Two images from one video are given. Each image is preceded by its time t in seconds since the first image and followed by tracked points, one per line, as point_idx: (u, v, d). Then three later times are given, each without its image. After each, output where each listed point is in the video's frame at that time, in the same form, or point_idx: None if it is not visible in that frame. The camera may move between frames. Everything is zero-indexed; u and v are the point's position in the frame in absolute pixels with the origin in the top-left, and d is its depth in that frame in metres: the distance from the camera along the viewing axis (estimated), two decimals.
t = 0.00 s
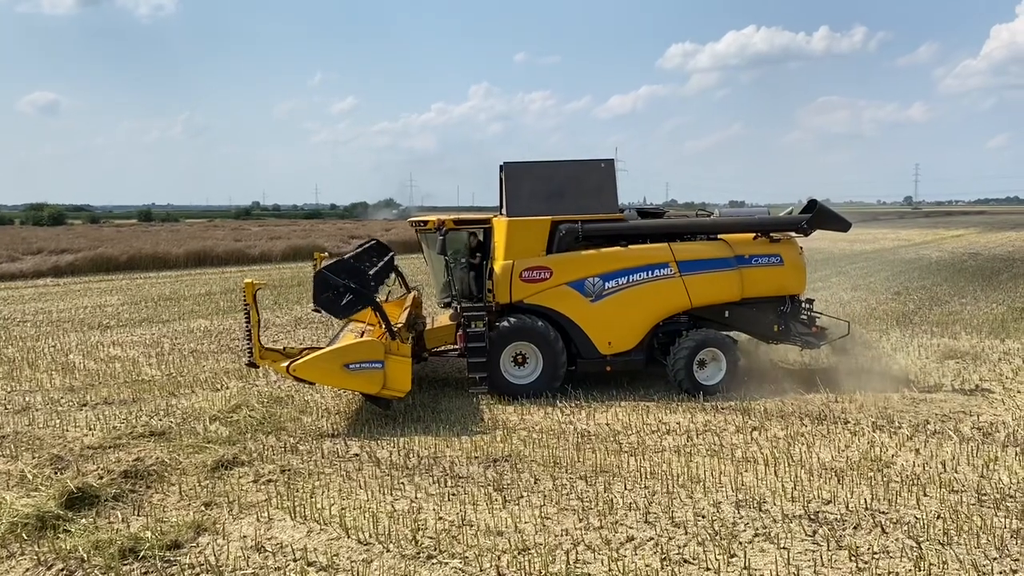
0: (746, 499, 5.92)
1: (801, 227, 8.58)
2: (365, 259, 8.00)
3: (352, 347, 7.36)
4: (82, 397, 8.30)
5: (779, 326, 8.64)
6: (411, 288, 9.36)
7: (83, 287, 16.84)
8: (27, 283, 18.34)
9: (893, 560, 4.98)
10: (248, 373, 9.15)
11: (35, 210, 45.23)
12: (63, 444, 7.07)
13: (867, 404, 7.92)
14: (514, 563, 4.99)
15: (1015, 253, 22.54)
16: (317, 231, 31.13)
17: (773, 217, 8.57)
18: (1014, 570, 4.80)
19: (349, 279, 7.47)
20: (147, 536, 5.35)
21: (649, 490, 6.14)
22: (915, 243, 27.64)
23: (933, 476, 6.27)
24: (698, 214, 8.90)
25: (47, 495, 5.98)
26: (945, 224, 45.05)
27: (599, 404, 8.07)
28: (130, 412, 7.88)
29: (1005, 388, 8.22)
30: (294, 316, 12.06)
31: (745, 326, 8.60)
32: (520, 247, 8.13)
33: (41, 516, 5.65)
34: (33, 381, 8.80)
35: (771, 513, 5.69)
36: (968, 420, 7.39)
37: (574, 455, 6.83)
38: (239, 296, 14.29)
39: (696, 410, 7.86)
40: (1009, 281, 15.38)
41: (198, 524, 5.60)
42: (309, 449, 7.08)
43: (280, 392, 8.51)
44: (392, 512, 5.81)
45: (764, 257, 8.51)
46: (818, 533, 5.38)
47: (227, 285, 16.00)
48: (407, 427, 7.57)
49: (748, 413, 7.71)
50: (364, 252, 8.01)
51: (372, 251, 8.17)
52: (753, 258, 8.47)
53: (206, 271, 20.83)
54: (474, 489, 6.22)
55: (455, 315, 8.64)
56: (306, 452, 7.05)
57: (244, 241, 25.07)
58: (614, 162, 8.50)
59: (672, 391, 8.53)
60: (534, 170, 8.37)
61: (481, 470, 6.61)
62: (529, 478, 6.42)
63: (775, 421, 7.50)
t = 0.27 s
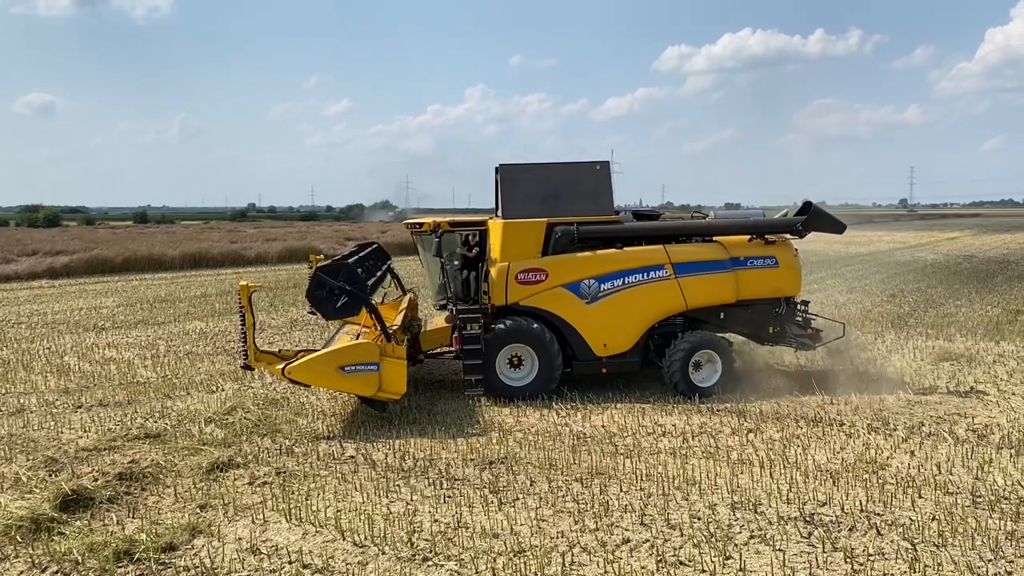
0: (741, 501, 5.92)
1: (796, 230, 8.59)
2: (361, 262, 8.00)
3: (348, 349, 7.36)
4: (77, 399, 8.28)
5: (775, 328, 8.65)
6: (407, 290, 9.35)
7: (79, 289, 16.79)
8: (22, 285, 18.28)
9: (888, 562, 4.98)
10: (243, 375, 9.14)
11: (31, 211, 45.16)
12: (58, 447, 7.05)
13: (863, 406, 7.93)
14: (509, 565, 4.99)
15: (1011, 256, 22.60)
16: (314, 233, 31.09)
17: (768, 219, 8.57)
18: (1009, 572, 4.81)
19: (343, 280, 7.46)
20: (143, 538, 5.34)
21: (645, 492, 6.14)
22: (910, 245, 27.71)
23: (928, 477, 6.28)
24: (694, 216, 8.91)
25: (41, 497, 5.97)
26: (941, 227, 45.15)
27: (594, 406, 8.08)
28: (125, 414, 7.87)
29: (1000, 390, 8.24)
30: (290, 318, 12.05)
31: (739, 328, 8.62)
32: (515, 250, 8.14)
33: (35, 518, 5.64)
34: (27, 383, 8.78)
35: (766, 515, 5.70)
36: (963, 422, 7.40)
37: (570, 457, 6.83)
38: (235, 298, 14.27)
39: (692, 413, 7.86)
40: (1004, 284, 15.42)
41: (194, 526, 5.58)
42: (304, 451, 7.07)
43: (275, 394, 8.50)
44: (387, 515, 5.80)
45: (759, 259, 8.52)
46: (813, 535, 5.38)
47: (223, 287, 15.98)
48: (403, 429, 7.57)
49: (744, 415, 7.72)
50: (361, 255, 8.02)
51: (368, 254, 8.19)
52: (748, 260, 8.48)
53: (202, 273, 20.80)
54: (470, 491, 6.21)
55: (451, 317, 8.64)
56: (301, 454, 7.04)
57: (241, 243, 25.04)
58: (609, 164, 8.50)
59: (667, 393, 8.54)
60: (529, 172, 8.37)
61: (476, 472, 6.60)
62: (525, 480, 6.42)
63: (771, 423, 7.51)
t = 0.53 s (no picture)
0: (736, 503, 5.92)
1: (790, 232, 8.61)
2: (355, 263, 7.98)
3: (343, 351, 7.34)
4: (71, 401, 8.26)
5: (769, 330, 8.68)
6: (402, 292, 9.35)
7: (73, 291, 16.75)
8: (16, 287, 18.22)
9: (882, 564, 4.99)
10: (238, 378, 9.12)
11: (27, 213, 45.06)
12: (51, 449, 7.03)
13: (857, 408, 7.95)
14: (504, 568, 4.98)
15: (1005, 258, 22.69)
16: (310, 235, 31.06)
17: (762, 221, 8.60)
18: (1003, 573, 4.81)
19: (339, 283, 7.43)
20: (137, 541, 5.32)
21: (640, 494, 6.14)
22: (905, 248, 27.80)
23: (922, 479, 6.29)
24: (689, 218, 8.93)
25: (35, 500, 5.94)
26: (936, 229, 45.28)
27: (589, 408, 8.08)
28: (119, 417, 7.84)
29: (994, 391, 8.26)
30: (285, 321, 12.03)
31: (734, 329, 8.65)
32: (511, 252, 8.14)
33: (29, 521, 5.62)
34: (21, 385, 8.75)
35: (761, 517, 5.70)
36: (957, 424, 7.42)
37: (565, 459, 6.83)
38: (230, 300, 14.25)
39: (686, 415, 7.86)
40: (999, 286, 15.47)
41: (188, 529, 5.57)
42: (299, 454, 7.05)
43: (270, 396, 8.48)
44: (382, 517, 5.79)
45: (753, 261, 8.53)
46: (808, 537, 5.39)
47: (218, 289, 15.95)
48: (398, 431, 7.56)
49: (738, 417, 7.73)
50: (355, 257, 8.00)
51: (363, 256, 8.18)
52: (743, 263, 8.49)
53: (197, 275, 20.76)
54: (465, 493, 6.21)
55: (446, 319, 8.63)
56: (296, 457, 7.02)
57: (236, 245, 24.99)
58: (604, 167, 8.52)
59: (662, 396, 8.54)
60: (524, 174, 8.40)
61: (471, 474, 6.59)
62: (520, 482, 6.41)
63: (766, 425, 7.51)
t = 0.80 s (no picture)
0: (731, 505, 5.93)
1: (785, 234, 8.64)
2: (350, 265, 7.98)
3: (338, 353, 7.33)
4: (64, 404, 8.23)
5: (764, 332, 8.71)
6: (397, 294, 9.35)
7: (67, 293, 16.71)
8: (10, 289, 18.15)
9: (877, 566, 5.00)
10: (232, 381, 9.10)
11: (21, 215, 44.93)
12: (45, 452, 7.00)
13: (852, 410, 7.97)
14: (499, 570, 4.97)
15: (999, 261, 22.78)
16: (305, 237, 31.02)
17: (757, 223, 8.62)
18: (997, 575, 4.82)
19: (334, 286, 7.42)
20: (130, 544, 5.31)
21: (635, 496, 6.14)
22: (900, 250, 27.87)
23: (917, 482, 6.30)
24: (683, 220, 8.95)
25: (28, 503, 5.92)
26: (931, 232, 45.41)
27: (585, 411, 8.08)
28: (114, 420, 7.82)
29: (988, 394, 8.28)
30: (280, 323, 12.01)
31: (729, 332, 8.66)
32: (506, 254, 8.14)
33: (22, 524, 5.60)
34: (15, 388, 8.72)
35: (756, 519, 5.70)
36: (952, 426, 7.44)
37: (560, 462, 6.82)
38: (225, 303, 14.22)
39: (681, 417, 7.87)
40: (993, 288, 15.51)
41: (182, 532, 5.55)
42: (294, 457, 7.04)
43: (265, 399, 8.47)
44: (377, 520, 5.78)
45: (748, 264, 8.54)
46: (802, 539, 5.39)
47: (213, 291, 15.92)
48: (393, 434, 7.55)
49: (733, 420, 7.74)
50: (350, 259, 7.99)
51: (358, 259, 8.18)
52: (738, 265, 8.51)
53: (192, 277, 20.71)
54: (460, 496, 6.20)
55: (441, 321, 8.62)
56: (291, 460, 7.01)
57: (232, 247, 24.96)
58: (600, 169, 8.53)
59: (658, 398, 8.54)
60: (520, 176, 8.41)
61: (466, 476, 6.59)
62: (515, 484, 6.41)
63: (761, 427, 7.52)
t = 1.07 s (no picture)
0: (726, 507, 5.93)
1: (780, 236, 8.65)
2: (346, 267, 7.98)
3: (334, 355, 7.32)
4: (59, 406, 8.21)
5: (759, 334, 8.73)
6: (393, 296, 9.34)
7: (62, 295, 16.66)
8: (5, 291, 18.09)
9: (872, 567, 5.00)
10: (228, 383, 9.08)
11: (16, 217, 44.81)
12: (39, 454, 6.98)
13: (847, 412, 7.98)
14: (495, 572, 4.97)
15: (994, 263, 22.84)
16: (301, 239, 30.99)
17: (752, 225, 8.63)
18: None
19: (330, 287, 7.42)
20: (125, 547, 5.29)
21: (631, 498, 6.14)
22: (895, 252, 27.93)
23: (912, 483, 6.31)
24: (679, 222, 8.96)
25: (22, 506, 5.90)
26: (926, 234, 45.52)
27: (581, 413, 8.07)
28: (108, 422, 7.80)
29: (983, 395, 8.30)
30: (275, 325, 11.99)
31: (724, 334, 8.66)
32: (502, 256, 8.14)
33: (16, 527, 5.57)
34: (9, 390, 8.69)
35: (752, 521, 5.70)
36: (947, 427, 7.46)
37: (556, 464, 6.82)
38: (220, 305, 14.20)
39: (677, 418, 7.88)
40: (988, 290, 15.55)
41: (177, 534, 5.53)
42: (289, 459, 7.03)
43: (260, 401, 8.46)
44: (372, 522, 5.77)
45: (744, 265, 8.56)
46: (798, 540, 5.40)
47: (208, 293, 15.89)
48: (388, 436, 7.54)
49: (729, 421, 7.74)
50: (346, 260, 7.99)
51: (354, 260, 8.17)
52: (734, 267, 8.52)
53: (188, 279, 20.66)
54: (456, 498, 6.20)
55: (437, 323, 8.61)
56: (286, 462, 7.00)
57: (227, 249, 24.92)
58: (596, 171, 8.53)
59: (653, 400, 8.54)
60: (516, 178, 8.40)
61: (462, 478, 6.58)
62: (511, 486, 6.40)
63: (756, 429, 7.53)
